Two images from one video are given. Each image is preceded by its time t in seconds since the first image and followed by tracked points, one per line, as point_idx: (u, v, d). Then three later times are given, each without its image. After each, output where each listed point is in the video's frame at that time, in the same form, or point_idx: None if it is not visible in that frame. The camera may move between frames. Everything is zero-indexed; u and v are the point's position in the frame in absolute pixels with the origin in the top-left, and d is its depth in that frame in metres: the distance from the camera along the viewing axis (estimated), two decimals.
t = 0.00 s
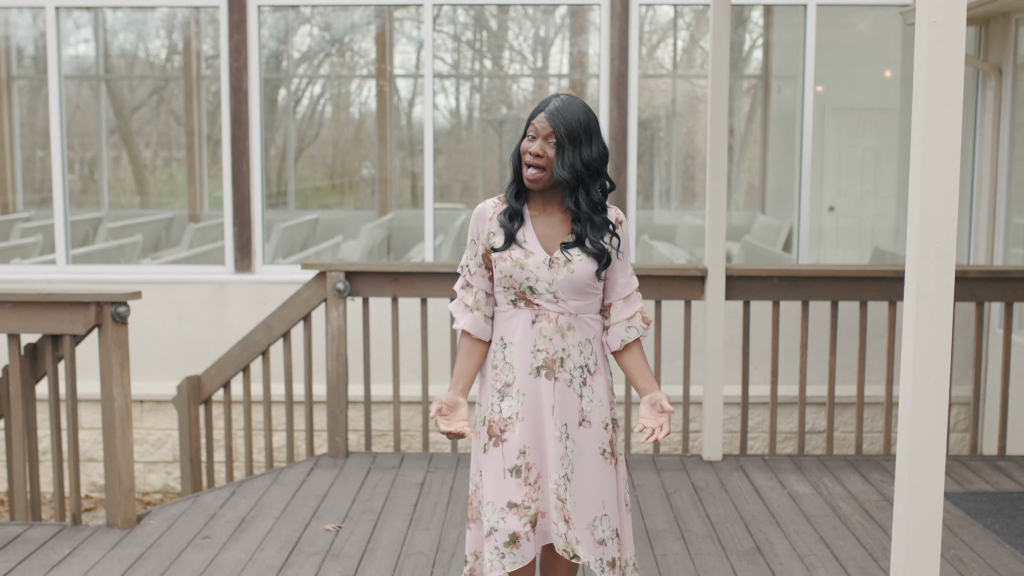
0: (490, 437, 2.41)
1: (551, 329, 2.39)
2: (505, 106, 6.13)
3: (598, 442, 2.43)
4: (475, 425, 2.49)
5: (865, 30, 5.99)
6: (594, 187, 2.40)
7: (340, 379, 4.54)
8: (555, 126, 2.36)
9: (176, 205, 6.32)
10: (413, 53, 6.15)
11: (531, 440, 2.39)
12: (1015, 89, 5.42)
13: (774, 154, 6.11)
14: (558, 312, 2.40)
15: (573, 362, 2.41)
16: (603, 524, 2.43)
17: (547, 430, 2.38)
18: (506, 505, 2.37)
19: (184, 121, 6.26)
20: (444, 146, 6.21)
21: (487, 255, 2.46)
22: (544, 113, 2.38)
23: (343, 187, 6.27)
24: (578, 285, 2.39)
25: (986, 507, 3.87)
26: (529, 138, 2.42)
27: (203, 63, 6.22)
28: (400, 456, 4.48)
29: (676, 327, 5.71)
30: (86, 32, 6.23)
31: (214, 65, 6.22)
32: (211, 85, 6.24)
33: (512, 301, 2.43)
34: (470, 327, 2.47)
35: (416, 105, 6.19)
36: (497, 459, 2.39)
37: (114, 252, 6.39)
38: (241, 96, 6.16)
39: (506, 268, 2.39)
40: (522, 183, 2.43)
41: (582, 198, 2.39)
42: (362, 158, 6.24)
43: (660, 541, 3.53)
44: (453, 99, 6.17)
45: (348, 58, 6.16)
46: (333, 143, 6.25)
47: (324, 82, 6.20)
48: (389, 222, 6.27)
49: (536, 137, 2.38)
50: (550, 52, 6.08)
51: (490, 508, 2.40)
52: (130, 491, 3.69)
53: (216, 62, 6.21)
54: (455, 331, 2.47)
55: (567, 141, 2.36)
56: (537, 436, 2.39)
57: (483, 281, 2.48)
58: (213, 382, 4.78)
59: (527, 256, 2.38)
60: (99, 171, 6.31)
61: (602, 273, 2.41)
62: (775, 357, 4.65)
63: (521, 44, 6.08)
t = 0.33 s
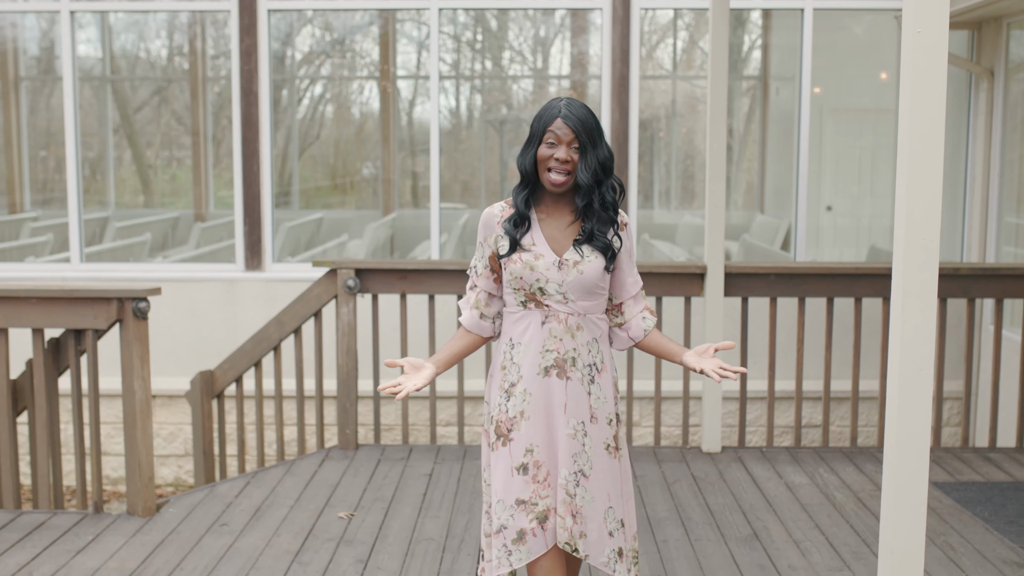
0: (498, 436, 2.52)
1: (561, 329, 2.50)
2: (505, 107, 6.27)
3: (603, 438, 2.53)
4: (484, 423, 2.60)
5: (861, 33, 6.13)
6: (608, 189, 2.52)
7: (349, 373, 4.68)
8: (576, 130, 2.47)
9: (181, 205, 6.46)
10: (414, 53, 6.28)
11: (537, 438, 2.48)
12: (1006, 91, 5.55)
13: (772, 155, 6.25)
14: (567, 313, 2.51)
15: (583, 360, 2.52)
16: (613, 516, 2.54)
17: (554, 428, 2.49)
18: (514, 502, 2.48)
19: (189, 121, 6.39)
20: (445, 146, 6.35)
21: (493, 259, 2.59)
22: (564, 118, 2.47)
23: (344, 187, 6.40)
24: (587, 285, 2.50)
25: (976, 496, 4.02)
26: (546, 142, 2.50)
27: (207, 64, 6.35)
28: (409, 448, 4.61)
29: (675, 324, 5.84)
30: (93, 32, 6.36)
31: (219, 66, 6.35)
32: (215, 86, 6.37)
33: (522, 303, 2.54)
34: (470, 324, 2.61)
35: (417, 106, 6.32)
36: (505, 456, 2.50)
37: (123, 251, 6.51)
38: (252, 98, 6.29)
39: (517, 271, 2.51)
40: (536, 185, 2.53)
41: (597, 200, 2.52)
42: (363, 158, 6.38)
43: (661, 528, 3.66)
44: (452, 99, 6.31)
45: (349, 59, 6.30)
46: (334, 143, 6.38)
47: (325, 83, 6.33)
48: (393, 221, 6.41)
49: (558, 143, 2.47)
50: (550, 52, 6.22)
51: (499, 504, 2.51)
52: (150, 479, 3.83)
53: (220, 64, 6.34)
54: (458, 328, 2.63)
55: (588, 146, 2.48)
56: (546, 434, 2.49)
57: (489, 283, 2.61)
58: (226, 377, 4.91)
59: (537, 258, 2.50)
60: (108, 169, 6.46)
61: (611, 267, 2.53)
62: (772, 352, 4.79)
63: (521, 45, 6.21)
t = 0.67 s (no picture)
0: (506, 438, 2.58)
1: (566, 331, 2.56)
2: (505, 107, 6.40)
3: (601, 441, 2.59)
4: (489, 425, 2.66)
5: (854, 38, 6.26)
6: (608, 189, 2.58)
7: (355, 369, 4.81)
8: (573, 134, 2.54)
9: (184, 205, 6.59)
10: (414, 54, 6.40)
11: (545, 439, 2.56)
12: (996, 94, 5.69)
13: (768, 156, 6.38)
14: (571, 315, 2.56)
15: (587, 363, 2.57)
16: (608, 515, 2.62)
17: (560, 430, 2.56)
18: (529, 501, 2.56)
19: (192, 122, 6.52)
20: (445, 146, 6.48)
21: (498, 264, 2.65)
22: (560, 122, 2.55)
23: (345, 187, 6.54)
24: (590, 287, 2.55)
25: (963, 487, 4.15)
26: (544, 147, 2.58)
27: (212, 66, 6.48)
28: (414, 442, 4.74)
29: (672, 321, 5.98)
30: (96, 34, 6.48)
31: (224, 68, 6.47)
32: (219, 87, 6.49)
33: (527, 307, 2.59)
34: (478, 330, 2.68)
35: (418, 106, 6.44)
36: (514, 458, 2.57)
37: (130, 250, 6.64)
38: (259, 101, 6.41)
39: (521, 274, 2.56)
40: (537, 189, 2.61)
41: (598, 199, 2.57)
42: (363, 158, 6.51)
43: (658, 518, 3.80)
44: (452, 99, 6.43)
45: (350, 59, 6.43)
46: (335, 143, 6.51)
47: (325, 84, 6.47)
48: (394, 221, 6.54)
49: (556, 147, 2.56)
50: (550, 52, 6.34)
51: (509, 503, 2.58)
52: (163, 471, 3.95)
53: (224, 66, 6.47)
54: (465, 333, 2.69)
55: (585, 148, 2.55)
56: (551, 435, 2.56)
57: (494, 289, 2.67)
58: (235, 373, 5.03)
59: (540, 262, 2.55)
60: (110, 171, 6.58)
61: (614, 267, 2.59)
62: (767, 348, 4.92)
63: (521, 46, 6.34)
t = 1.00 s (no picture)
0: (511, 432, 2.67)
1: (561, 325, 2.65)
2: (505, 107, 6.53)
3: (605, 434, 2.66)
4: (490, 421, 2.74)
5: (846, 41, 6.39)
6: (600, 185, 2.67)
7: (358, 365, 4.93)
8: (567, 130, 2.60)
9: (186, 205, 6.71)
10: (414, 55, 6.52)
11: (547, 432, 2.66)
12: (984, 95, 5.82)
13: (763, 156, 6.50)
14: (566, 309, 2.65)
15: (583, 356, 2.66)
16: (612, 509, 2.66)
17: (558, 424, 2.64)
18: (533, 494, 2.66)
19: (195, 123, 6.64)
20: (446, 146, 6.59)
21: (493, 260, 2.73)
22: (554, 120, 2.60)
23: (345, 187, 6.66)
24: (584, 281, 2.64)
25: (949, 479, 4.28)
26: (539, 143, 2.63)
27: (215, 67, 6.59)
28: (414, 436, 4.86)
29: (668, 318, 6.10)
30: (97, 34, 6.60)
31: (226, 68, 6.59)
32: (222, 88, 6.61)
33: (523, 302, 2.69)
34: (475, 325, 2.75)
35: (417, 106, 6.56)
36: (519, 452, 2.67)
37: (135, 249, 6.77)
38: (263, 103, 6.54)
39: (515, 271, 2.65)
40: (532, 185, 2.66)
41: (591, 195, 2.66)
42: (363, 159, 6.64)
43: (652, 508, 3.92)
44: (452, 99, 6.55)
45: (351, 60, 6.56)
46: (335, 143, 6.63)
47: (325, 84, 6.59)
48: (395, 221, 6.65)
49: (551, 143, 2.61)
50: (550, 53, 6.47)
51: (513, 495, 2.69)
52: (172, 463, 4.08)
53: (227, 67, 6.59)
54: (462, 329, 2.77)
55: (580, 143, 2.61)
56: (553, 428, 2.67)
57: (490, 284, 2.75)
58: (240, 369, 5.15)
59: (533, 258, 2.64)
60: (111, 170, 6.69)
61: (607, 260, 2.67)
62: (760, 344, 5.04)
63: (520, 46, 6.46)
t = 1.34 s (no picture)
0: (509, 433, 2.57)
1: (558, 330, 2.55)
2: (505, 107, 6.66)
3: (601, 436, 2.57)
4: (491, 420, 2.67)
5: (838, 42, 6.53)
6: (599, 191, 2.57)
7: (361, 359, 5.06)
8: (567, 135, 2.52)
9: (189, 205, 6.85)
10: (414, 55, 6.65)
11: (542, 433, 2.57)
12: (972, 96, 5.95)
13: (760, 156, 6.63)
14: (563, 314, 2.54)
15: (580, 359, 2.56)
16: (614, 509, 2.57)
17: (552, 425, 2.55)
18: (526, 490, 2.57)
19: (198, 123, 6.78)
20: (446, 146, 6.72)
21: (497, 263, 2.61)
22: (554, 125, 2.53)
23: (345, 187, 6.79)
24: (582, 286, 2.53)
25: (935, 469, 4.41)
26: (539, 148, 2.55)
27: (218, 68, 6.73)
28: (416, 428, 4.99)
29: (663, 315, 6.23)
30: (100, 35, 6.74)
31: (230, 69, 6.73)
32: (225, 88, 6.75)
33: (521, 306, 2.58)
34: (489, 331, 2.62)
35: (417, 107, 6.70)
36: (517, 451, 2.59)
37: (141, 247, 6.91)
38: (268, 104, 6.67)
39: (514, 276, 2.54)
40: (530, 191, 2.57)
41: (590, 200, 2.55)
42: (364, 159, 6.77)
43: (647, 495, 4.05)
44: (452, 99, 6.69)
45: (352, 60, 6.68)
46: (335, 143, 6.76)
47: (325, 85, 6.72)
48: (396, 219, 6.78)
49: (552, 149, 2.53)
50: (549, 53, 6.60)
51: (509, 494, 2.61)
52: (182, 452, 4.21)
53: (230, 68, 6.72)
54: (475, 337, 2.63)
55: (581, 149, 2.54)
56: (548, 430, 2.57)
57: (496, 287, 2.62)
58: (245, 363, 5.28)
59: (533, 263, 2.53)
60: (115, 170, 6.82)
61: (604, 265, 2.55)
62: (753, 340, 5.17)
63: (519, 46, 6.60)
